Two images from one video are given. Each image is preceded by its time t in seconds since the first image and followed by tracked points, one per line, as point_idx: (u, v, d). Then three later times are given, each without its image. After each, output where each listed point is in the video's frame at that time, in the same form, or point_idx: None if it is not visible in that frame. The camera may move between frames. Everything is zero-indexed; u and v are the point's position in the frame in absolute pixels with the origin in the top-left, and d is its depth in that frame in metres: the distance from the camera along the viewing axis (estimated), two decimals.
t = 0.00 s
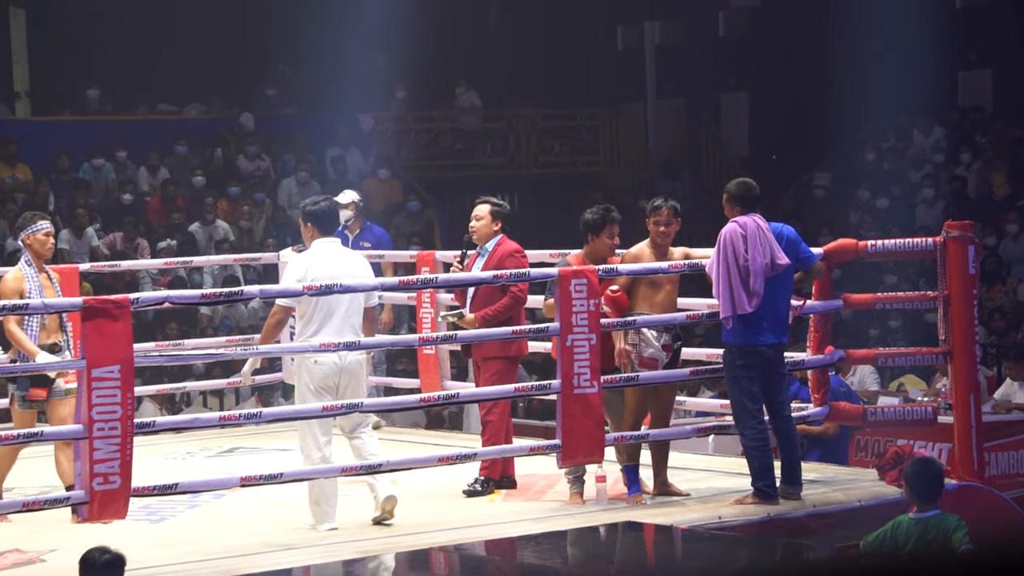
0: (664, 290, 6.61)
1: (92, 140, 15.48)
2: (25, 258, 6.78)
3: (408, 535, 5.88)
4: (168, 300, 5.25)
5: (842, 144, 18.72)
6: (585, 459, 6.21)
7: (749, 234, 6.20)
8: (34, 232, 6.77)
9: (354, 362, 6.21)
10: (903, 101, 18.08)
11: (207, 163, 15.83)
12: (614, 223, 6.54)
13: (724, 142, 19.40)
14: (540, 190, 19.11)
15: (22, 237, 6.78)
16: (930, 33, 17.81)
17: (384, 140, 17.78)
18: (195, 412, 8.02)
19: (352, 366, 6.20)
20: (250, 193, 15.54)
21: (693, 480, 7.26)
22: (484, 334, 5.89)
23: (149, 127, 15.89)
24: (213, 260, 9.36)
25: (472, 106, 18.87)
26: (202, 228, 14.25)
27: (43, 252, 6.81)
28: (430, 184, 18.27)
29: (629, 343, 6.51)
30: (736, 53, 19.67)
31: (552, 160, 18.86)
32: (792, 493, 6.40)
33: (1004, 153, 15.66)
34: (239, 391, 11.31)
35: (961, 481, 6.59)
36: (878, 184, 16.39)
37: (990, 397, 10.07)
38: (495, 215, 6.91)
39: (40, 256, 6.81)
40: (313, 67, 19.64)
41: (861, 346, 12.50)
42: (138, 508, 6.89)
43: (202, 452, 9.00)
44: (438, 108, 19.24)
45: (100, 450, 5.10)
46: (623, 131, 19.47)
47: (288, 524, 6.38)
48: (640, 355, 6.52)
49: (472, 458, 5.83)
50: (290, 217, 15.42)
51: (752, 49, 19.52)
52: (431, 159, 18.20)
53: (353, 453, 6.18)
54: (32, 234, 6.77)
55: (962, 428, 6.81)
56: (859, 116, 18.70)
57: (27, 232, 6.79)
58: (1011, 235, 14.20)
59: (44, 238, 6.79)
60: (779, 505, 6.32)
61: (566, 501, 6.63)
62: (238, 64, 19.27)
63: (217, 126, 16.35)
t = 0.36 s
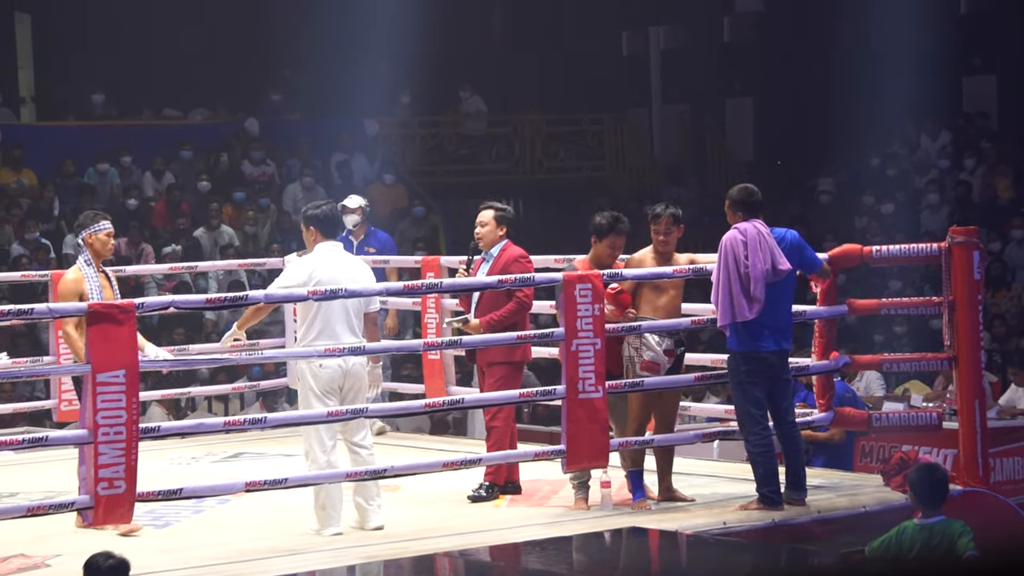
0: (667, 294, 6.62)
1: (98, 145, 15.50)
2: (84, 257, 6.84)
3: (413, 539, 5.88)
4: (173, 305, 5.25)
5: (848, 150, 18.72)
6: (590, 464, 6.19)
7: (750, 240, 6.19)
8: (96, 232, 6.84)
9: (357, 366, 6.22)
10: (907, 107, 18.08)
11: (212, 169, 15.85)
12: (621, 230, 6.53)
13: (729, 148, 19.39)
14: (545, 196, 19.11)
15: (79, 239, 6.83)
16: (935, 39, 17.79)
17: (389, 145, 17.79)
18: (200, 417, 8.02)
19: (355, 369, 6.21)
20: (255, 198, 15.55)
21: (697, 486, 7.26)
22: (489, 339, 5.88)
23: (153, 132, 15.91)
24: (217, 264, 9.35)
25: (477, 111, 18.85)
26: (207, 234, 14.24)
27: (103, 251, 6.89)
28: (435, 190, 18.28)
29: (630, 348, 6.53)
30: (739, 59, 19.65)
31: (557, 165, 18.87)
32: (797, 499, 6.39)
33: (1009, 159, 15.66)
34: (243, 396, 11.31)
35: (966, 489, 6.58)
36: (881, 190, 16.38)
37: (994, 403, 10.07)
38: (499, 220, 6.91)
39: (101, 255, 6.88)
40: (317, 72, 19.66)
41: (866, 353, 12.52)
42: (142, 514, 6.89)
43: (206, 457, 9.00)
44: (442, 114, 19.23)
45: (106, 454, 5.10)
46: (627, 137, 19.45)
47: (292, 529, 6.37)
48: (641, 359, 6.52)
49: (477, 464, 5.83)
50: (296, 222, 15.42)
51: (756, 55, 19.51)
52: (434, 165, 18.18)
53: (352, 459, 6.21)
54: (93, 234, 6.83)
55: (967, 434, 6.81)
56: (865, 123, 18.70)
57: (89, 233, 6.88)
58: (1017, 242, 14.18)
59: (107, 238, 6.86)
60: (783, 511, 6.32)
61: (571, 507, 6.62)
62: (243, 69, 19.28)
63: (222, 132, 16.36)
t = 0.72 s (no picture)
0: (676, 296, 6.62)
1: (109, 147, 15.52)
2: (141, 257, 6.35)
3: (424, 540, 5.87)
4: (183, 307, 5.25)
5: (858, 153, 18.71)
6: (598, 467, 6.19)
7: (760, 244, 6.18)
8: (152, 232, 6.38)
9: (374, 366, 6.24)
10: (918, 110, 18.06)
11: (222, 171, 15.86)
12: (628, 234, 6.54)
13: (738, 150, 19.38)
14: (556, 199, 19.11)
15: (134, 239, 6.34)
16: (946, 43, 17.77)
17: (399, 147, 17.78)
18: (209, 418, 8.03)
19: (373, 368, 6.23)
20: (265, 200, 15.56)
21: (708, 489, 7.26)
22: (499, 341, 5.88)
23: (164, 134, 15.94)
24: (228, 266, 9.36)
25: (487, 113, 18.84)
26: (218, 234, 14.24)
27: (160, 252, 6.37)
28: (444, 192, 18.27)
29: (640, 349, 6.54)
30: (749, 62, 19.63)
31: (566, 167, 18.86)
32: (807, 502, 6.39)
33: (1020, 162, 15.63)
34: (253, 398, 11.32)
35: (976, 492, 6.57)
36: (890, 194, 16.37)
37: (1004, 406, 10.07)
38: (506, 224, 6.92)
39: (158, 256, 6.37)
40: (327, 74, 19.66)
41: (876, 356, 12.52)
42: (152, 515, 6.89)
43: (216, 458, 9.01)
44: (451, 117, 19.23)
45: (116, 456, 5.11)
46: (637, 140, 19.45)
47: (302, 532, 6.38)
48: (650, 361, 6.53)
49: (487, 465, 5.83)
50: (306, 225, 15.41)
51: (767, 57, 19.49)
52: (444, 168, 18.16)
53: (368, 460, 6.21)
54: (150, 233, 6.37)
55: (977, 438, 6.80)
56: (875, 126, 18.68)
57: (143, 235, 6.43)
58: None
59: (163, 238, 6.39)
60: (793, 513, 6.32)
61: (581, 509, 6.62)
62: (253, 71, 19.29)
63: (232, 134, 16.38)
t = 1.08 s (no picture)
0: (695, 298, 6.61)
1: (132, 145, 15.56)
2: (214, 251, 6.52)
3: (444, 540, 5.87)
4: (204, 305, 5.26)
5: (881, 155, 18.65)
6: (618, 468, 6.19)
7: (785, 245, 6.18)
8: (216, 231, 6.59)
9: (397, 366, 6.25)
10: (941, 112, 17.98)
11: (245, 170, 15.89)
12: (648, 234, 6.53)
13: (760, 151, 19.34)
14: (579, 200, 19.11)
15: (202, 237, 6.49)
16: (969, 45, 17.70)
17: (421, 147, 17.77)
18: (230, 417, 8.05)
19: (394, 368, 6.23)
20: (286, 199, 15.58)
21: (728, 490, 7.26)
22: (519, 342, 5.88)
23: (187, 134, 15.97)
24: (250, 265, 9.37)
25: (509, 114, 18.83)
26: (239, 234, 14.24)
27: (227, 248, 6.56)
28: (465, 192, 18.25)
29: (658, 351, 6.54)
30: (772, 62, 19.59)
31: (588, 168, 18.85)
32: (828, 504, 6.38)
33: None
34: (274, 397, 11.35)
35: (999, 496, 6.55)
36: (912, 197, 16.33)
37: None
38: (523, 223, 6.92)
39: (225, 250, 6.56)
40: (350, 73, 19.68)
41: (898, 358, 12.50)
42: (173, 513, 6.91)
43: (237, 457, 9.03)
44: (473, 117, 19.22)
45: (136, 454, 5.12)
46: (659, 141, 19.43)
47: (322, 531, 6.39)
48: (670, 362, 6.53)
49: (507, 466, 5.83)
50: (329, 225, 15.41)
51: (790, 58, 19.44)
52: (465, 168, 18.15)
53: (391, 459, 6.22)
54: (217, 230, 6.58)
55: (999, 442, 6.77)
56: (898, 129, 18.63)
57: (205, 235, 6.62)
58: None
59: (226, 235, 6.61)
60: (814, 515, 6.31)
61: (602, 510, 6.62)
62: (275, 71, 19.32)
63: (255, 133, 16.41)
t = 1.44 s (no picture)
0: (705, 295, 6.61)
1: (144, 144, 15.57)
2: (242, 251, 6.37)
3: (455, 539, 5.88)
4: (216, 305, 5.27)
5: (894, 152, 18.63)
6: (631, 465, 6.18)
7: (790, 241, 6.16)
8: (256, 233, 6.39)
9: (405, 364, 6.25)
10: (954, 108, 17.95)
11: (256, 169, 15.90)
12: (654, 230, 6.53)
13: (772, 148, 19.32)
14: (591, 198, 19.09)
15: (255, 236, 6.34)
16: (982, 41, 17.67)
17: (433, 146, 17.74)
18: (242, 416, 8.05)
19: (403, 366, 6.23)
20: (299, 198, 15.58)
21: (740, 487, 7.26)
22: (531, 340, 5.87)
23: (199, 133, 15.97)
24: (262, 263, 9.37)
25: (521, 112, 18.81)
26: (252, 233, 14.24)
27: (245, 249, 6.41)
28: (476, 189, 18.21)
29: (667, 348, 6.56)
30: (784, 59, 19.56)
31: (599, 166, 18.82)
32: (840, 501, 6.37)
33: None
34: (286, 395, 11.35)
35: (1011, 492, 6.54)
36: (924, 193, 16.30)
37: None
38: (529, 221, 6.92)
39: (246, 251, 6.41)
40: (361, 70, 19.66)
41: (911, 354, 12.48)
42: (185, 512, 6.92)
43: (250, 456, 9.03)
44: (484, 115, 19.20)
45: (149, 453, 5.12)
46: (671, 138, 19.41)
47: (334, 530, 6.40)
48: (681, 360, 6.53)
49: (519, 463, 5.83)
50: (341, 224, 15.41)
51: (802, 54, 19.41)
52: (476, 167, 18.12)
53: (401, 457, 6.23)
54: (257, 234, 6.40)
55: (1011, 438, 6.76)
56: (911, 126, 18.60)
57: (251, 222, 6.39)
58: None
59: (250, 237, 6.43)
60: (826, 512, 6.30)
61: (613, 508, 6.62)
62: (286, 70, 19.30)
63: (267, 132, 16.41)
